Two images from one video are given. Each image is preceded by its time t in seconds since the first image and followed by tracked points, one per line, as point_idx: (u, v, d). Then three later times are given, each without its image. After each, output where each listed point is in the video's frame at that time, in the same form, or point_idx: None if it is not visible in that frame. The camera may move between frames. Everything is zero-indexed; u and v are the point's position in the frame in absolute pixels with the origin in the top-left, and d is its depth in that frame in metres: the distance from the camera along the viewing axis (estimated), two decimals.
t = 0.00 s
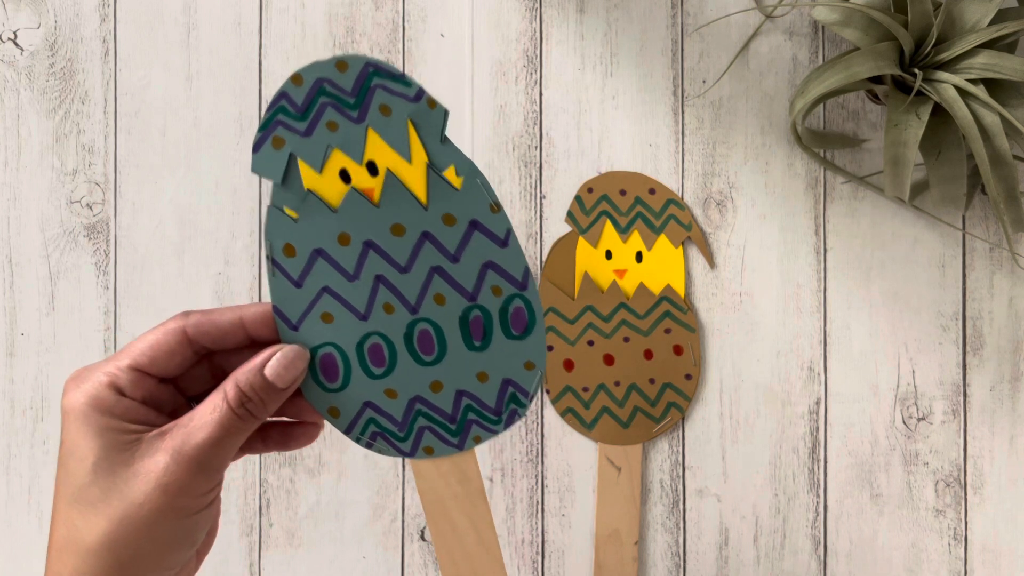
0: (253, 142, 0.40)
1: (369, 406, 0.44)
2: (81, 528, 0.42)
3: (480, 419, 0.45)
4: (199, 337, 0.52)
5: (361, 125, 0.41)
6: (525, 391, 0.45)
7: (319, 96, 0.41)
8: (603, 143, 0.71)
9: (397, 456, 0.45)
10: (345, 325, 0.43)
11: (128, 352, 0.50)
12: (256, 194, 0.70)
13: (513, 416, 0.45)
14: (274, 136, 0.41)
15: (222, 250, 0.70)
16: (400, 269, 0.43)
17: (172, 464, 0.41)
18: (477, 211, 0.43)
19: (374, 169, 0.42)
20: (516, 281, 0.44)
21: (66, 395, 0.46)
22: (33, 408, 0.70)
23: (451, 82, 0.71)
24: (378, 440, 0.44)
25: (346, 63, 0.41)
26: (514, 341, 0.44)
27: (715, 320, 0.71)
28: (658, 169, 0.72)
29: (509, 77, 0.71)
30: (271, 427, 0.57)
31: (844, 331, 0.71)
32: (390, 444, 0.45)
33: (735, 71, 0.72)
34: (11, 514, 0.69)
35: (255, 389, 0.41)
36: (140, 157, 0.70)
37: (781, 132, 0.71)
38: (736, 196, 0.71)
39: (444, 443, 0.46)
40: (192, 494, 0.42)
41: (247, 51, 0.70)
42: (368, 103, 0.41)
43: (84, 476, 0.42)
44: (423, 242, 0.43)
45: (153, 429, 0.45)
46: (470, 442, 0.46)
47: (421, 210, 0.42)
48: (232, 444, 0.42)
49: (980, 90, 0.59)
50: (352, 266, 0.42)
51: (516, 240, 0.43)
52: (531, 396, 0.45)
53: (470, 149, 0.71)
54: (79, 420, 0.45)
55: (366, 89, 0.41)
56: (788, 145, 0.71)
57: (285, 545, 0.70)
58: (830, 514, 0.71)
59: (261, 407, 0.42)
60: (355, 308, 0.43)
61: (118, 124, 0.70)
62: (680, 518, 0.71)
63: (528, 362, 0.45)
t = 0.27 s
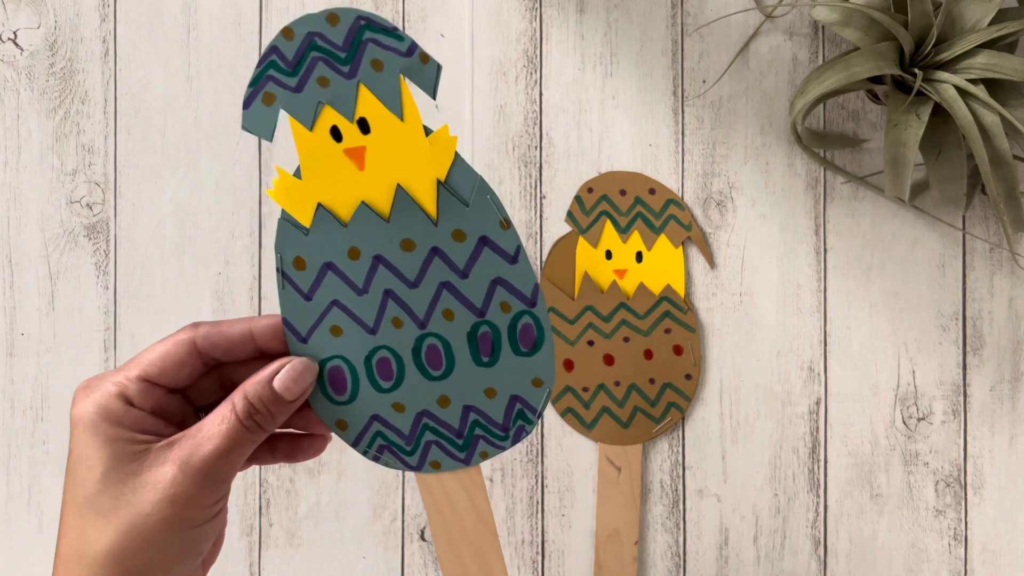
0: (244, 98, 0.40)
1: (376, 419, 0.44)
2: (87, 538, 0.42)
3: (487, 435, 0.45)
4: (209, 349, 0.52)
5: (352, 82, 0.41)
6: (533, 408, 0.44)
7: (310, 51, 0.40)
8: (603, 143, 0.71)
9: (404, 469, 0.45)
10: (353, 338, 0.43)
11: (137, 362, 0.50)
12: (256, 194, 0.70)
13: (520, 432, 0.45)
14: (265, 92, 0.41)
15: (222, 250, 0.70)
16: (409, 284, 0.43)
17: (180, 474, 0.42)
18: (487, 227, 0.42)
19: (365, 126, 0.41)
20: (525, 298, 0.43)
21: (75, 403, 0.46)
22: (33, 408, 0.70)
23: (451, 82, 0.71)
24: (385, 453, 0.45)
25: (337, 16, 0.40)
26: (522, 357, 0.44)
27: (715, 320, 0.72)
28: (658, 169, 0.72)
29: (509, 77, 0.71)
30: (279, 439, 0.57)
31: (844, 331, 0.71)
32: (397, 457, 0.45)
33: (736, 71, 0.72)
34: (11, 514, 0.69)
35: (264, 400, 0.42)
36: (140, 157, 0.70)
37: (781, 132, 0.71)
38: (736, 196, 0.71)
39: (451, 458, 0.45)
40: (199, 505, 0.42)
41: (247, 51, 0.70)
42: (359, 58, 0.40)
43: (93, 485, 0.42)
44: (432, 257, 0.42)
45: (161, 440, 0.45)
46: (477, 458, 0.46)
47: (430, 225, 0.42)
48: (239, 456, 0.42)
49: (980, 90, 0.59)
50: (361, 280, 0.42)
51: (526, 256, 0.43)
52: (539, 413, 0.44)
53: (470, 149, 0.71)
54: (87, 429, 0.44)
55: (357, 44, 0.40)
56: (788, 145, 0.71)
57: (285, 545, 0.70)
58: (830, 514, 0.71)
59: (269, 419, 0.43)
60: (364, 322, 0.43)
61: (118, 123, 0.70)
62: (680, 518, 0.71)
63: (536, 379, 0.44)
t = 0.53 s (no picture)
0: (251, 100, 0.40)
1: (378, 419, 0.44)
2: (90, 537, 0.42)
3: (488, 437, 0.45)
4: (212, 349, 0.52)
5: (358, 85, 0.41)
6: (534, 411, 0.45)
7: (316, 55, 0.41)
8: (603, 143, 0.71)
9: (405, 470, 0.45)
10: (356, 339, 0.43)
11: (141, 361, 0.50)
12: (256, 194, 0.70)
13: (521, 434, 0.45)
14: (271, 95, 0.41)
15: (222, 249, 0.70)
16: (413, 285, 0.43)
17: (183, 474, 0.41)
18: (492, 230, 0.42)
19: (371, 130, 0.41)
20: (528, 301, 0.43)
21: (79, 403, 0.46)
22: (33, 408, 0.70)
23: (451, 82, 0.71)
24: (386, 454, 0.44)
25: (343, 19, 0.40)
26: (525, 360, 0.44)
27: (715, 320, 0.72)
28: (658, 169, 0.72)
29: (509, 77, 0.71)
30: (282, 438, 0.57)
31: (844, 331, 0.71)
32: (397, 458, 0.45)
33: (736, 71, 0.72)
34: (11, 514, 0.69)
35: (267, 400, 0.42)
36: (140, 157, 0.70)
37: (781, 132, 0.71)
38: (736, 196, 0.71)
39: (452, 459, 0.45)
40: (202, 504, 0.42)
41: (247, 51, 0.70)
42: (365, 61, 0.41)
43: (96, 485, 0.42)
44: (437, 259, 0.43)
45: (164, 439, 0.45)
46: (478, 459, 0.46)
47: (435, 228, 0.42)
48: (242, 455, 0.42)
49: (980, 90, 0.59)
50: (365, 281, 0.42)
51: (530, 260, 0.43)
52: (540, 416, 0.45)
53: (470, 149, 0.71)
54: (90, 428, 0.44)
55: (363, 47, 0.41)
56: (789, 145, 0.71)
57: (286, 545, 0.70)
58: (830, 514, 0.71)
59: (272, 419, 0.42)
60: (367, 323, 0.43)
61: (117, 123, 0.70)
62: (680, 518, 0.71)
63: (538, 382, 0.44)
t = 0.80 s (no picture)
0: (247, 164, 0.41)
1: (342, 407, 0.44)
2: (62, 532, 0.42)
3: (453, 426, 0.45)
4: (173, 337, 0.52)
5: (354, 146, 0.41)
6: (499, 400, 0.45)
7: (312, 117, 0.41)
8: (603, 143, 0.71)
9: (369, 458, 0.45)
10: (320, 327, 0.43)
11: (101, 353, 0.50)
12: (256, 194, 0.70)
13: (486, 422, 0.45)
14: (268, 158, 0.41)
15: (222, 249, 0.70)
16: (377, 275, 0.43)
17: (152, 464, 0.42)
18: (457, 220, 0.42)
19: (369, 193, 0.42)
20: (493, 291, 0.44)
21: (41, 398, 0.46)
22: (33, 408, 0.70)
23: (452, 82, 0.71)
24: (350, 442, 0.45)
25: (337, 84, 0.41)
26: (490, 349, 0.44)
27: (716, 321, 0.71)
28: (658, 169, 0.72)
29: (509, 77, 0.71)
30: (250, 423, 0.57)
31: (845, 331, 0.71)
32: (362, 446, 0.45)
33: (735, 71, 0.72)
34: (11, 514, 0.69)
35: (231, 388, 0.42)
36: (140, 157, 0.70)
37: (780, 132, 0.71)
38: (737, 196, 0.71)
39: (416, 447, 0.46)
40: (172, 493, 0.42)
41: (247, 51, 0.70)
42: (360, 123, 0.41)
43: (66, 480, 0.42)
44: (400, 248, 0.43)
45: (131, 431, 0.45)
46: (442, 447, 0.46)
47: (399, 217, 0.42)
48: (210, 443, 0.43)
49: (980, 90, 0.59)
50: (328, 269, 0.42)
51: (495, 250, 0.43)
52: (505, 405, 0.45)
53: (470, 149, 0.71)
54: (56, 423, 0.44)
55: (358, 109, 0.41)
56: (789, 145, 0.71)
57: (285, 545, 0.70)
58: (830, 514, 0.71)
59: (238, 407, 0.43)
60: (331, 312, 0.43)
61: (118, 123, 0.70)
62: (680, 518, 0.71)
63: (503, 371, 0.45)
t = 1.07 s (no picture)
0: (239, 183, 0.41)
1: (336, 399, 0.44)
2: (57, 530, 0.42)
3: (447, 416, 0.45)
4: (165, 330, 0.52)
5: (346, 165, 0.42)
6: (493, 390, 0.45)
7: (303, 138, 0.42)
8: (603, 143, 0.71)
9: (364, 450, 0.45)
10: (311, 320, 0.43)
11: (94, 348, 0.50)
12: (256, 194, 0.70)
13: (480, 412, 0.46)
14: (260, 178, 0.41)
15: (222, 250, 0.70)
16: (367, 266, 0.43)
17: (145, 461, 0.42)
18: (447, 210, 0.43)
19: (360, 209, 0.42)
20: (485, 280, 0.44)
21: (34, 395, 0.46)
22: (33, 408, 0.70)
23: (452, 82, 0.71)
24: (344, 433, 0.44)
25: (329, 103, 0.42)
26: (483, 339, 0.45)
27: (716, 321, 0.71)
28: (658, 169, 0.71)
29: (509, 77, 0.71)
30: (244, 419, 0.57)
31: (845, 331, 0.71)
32: (356, 438, 0.45)
33: (735, 71, 0.72)
34: (11, 514, 0.69)
35: (223, 382, 0.42)
36: (140, 157, 0.70)
37: (781, 132, 0.71)
38: (737, 196, 0.71)
39: (411, 438, 0.45)
40: (167, 489, 0.42)
41: (247, 51, 0.70)
42: (352, 142, 0.42)
43: (59, 478, 0.42)
44: (391, 239, 0.43)
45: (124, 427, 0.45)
46: (436, 438, 0.46)
47: (388, 208, 0.43)
48: (204, 438, 0.42)
49: (980, 90, 0.59)
50: (318, 262, 0.42)
51: (485, 239, 0.44)
52: (499, 395, 0.45)
53: (470, 149, 0.71)
54: (49, 421, 0.44)
55: (350, 129, 0.42)
56: (789, 145, 0.71)
57: (286, 545, 0.70)
58: (830, 514, 0.71)
59: (231, 402, 0.42)
60: (322, 304, 0.43)
61: (118, 123, 0.70)
62: (680, 518, 0.71)
63: (496, 360, 0.45)
